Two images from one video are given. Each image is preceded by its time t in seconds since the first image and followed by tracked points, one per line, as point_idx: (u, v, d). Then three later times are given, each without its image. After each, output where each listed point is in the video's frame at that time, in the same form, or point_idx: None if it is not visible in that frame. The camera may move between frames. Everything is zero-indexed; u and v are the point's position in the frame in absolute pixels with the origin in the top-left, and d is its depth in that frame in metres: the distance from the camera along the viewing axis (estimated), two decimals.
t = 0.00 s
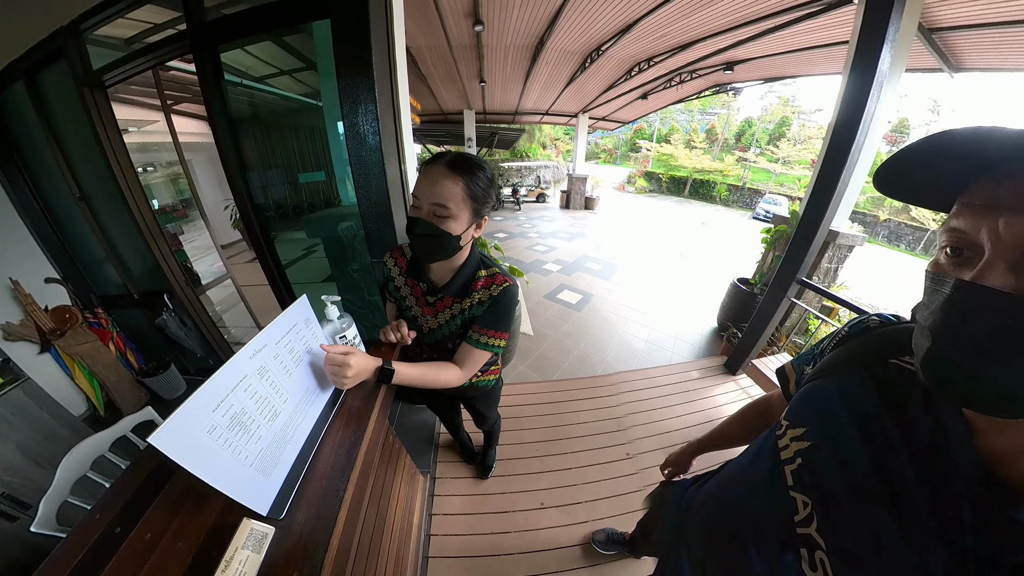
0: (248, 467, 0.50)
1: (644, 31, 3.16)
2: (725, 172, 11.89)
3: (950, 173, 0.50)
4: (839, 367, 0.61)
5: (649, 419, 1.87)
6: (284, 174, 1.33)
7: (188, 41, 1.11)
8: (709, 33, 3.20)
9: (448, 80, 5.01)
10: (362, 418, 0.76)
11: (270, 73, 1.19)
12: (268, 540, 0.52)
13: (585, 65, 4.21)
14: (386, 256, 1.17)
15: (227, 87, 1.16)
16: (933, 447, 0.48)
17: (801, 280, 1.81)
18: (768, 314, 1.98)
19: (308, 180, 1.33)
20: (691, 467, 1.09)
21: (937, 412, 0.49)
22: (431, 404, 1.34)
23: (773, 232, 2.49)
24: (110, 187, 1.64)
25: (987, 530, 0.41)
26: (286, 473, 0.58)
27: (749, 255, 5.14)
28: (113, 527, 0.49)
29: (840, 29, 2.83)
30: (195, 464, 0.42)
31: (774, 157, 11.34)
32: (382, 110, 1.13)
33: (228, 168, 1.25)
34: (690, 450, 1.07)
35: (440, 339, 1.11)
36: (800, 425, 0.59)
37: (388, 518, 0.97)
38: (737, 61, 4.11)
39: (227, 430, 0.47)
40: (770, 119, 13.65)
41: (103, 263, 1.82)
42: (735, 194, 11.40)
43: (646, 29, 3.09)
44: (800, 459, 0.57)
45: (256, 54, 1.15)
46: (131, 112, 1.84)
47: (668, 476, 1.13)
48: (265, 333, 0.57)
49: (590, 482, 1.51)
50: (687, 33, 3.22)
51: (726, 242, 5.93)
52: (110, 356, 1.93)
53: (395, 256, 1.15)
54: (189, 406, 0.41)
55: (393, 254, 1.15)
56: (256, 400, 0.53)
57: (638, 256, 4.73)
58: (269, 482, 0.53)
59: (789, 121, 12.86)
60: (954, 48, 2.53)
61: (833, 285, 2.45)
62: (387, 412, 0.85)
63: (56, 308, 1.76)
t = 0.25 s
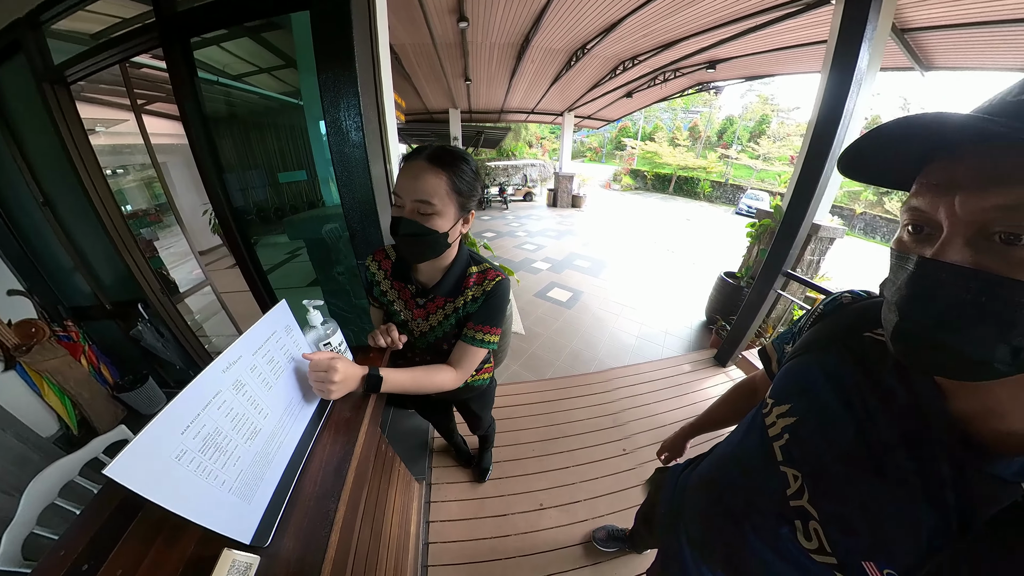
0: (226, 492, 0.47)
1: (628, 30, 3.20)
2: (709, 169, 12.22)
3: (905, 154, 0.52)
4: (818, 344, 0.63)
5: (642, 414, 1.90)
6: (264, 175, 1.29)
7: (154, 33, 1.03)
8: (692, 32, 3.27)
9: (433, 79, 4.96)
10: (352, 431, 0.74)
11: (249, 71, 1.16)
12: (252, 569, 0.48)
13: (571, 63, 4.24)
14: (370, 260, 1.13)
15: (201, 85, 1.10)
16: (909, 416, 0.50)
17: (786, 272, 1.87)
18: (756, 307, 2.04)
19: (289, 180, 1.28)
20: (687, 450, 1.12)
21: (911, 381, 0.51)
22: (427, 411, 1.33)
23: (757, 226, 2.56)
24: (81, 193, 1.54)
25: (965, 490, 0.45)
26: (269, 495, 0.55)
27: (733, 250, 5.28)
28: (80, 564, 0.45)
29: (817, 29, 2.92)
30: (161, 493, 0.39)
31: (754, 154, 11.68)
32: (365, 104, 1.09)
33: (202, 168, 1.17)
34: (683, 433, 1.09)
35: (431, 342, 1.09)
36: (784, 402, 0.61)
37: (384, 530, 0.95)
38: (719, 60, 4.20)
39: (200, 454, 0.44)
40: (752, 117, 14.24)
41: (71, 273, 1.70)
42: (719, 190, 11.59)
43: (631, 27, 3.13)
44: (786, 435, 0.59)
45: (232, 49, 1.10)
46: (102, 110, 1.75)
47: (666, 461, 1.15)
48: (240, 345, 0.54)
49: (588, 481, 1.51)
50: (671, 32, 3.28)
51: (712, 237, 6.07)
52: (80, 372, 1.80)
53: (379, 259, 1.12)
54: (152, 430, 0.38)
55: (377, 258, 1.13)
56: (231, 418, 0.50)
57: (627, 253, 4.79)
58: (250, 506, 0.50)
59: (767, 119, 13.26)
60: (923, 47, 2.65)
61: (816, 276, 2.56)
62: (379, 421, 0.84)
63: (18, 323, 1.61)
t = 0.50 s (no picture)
0: (206, 519, 0.45)
1: (615, 28, 3.23)
2: (694, 165, 12.46)
3: (875, 144, 0.56)
4: (797, 331, 0.67)
5: (635, 411, 1.92)
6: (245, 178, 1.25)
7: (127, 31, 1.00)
8: (677, 32, 3.32)
9: (419, 77, 4.90)
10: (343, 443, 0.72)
11: (229, 70, 1.12)
12: None
13: (558, 62, 4.26)
14: (347, 264, 1.09)
15: (175, 83, 1.06)
16: (882, 396, 0.55)
17: (774, 266, 1.92)
18: (745, 301, 2.08)
19: (270, 181, 1.24)
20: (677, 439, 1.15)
21: (882, 362, 0.57)
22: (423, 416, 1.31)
23: (744, 222, 2.62)
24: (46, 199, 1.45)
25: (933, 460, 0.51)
26: (254, 518, 0.52)
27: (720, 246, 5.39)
28: None
29: (797, 29, 3.01)
30: (129, 523, 0.37)
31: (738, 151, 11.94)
32: (350, 105, 1.05)
33: (179, 173, 1.14)
34: (672, 424, 1.13)
35: (419, 345, 1.08)
36: (768, 388, 0.66)
37: (381, 541, 0.93)
38: (703, 58, 4.28)
39: (175, 480, 0.42)
40: (734, 115, 14.71)
41: (40, 286, 1.57)
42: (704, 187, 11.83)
43: (618, 26, 3.16)
44: (771, 420, 0.65)
45: (211, 48, 1.07)
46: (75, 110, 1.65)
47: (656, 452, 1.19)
48: (216, 361, 0.53)
49: (585, 479, 1.52)
50: (657, 31, 3.33)
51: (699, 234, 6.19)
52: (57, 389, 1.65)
53: (358, 262, 1.08)
54: (117, 457, 0.37)
55: (354, 261, 1.08)
56: (208, 438, 0.48)
57: (616, 251, 4.85)
58: (234, 530, 0.48)
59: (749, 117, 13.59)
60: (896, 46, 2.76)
61: (801, 270, 2.64)
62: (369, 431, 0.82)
63: None
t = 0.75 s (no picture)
0: (186, 547, 0.43)
1: (599, 27, 3.26)
2: (678, 163, 12.71)
3: (843, 133, 0.58)
4: (770, 317, 0.71)
5: (626, 406, 1.95)
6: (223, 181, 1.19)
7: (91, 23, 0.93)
8: (659, 31, 3.38)
9: (403, 76, 4.83)
10: (333, 455, 0.70)
11: (204, 68, 1.06)
12: None
13: (542, 61, 4.26)
14: (324, 270, 1.03)
15: (146, 82, 0.97)
16: (853, 375, 0.58)
17: (758, 259, 1.98)
18: (731, 294, 2.14)
19: (249, 183, 1.20)
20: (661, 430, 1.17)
21: (853, 343, 0.61)
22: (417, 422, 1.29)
23: (728, 217, 2.69)
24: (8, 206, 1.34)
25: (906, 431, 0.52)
26: (236, 543, 0.51)
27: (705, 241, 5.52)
28: None
29: (776, 29, 3.10)
30: (108, 555, 0.35)
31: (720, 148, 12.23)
32: (330, 102, 1.04)
33: (152, 176, 1.05)
34: (655, 414, 1.15)
35: (411, 344, 1.05)
36: (746, 375, 0.69)
37: (377, 551, 0.92)
38: (685, 57, 4.36)
39: (150, 508, 0.40)
40: (716, 113, 15.16)
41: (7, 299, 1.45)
42: (689, 183, 12.07)
43: (602, 25, 3.20)
44: (752, 404, 0.67)
45: (186, 46, 1.01)
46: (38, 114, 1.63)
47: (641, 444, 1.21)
48: (192, 376, 0.52)
49: (581, 476, 1.54)
50: (640, 30, 3.38)
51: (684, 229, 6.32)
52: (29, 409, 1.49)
53: (336, 267, 1.03)
54: (89, 487, 0.34)
55: (333, 266, 1.02)
56: (186, 459, 0.46)
57: (603, 248, 4.90)
58: (216, 557, 0.46)
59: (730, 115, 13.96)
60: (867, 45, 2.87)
61: (783, 263, 2.73)
62: (360, 442, 0.80)
63: None
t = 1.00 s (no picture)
0: (182, 561, 0.42)
1: (584, 27, 3.29)
2: (664, 161, 12.91)
3: (803, 133, 0.62)
4: (741, 309, 0.75)
5: (618, 401, 1.98)
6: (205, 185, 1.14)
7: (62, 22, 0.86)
8: (644, 31, 3.43)
9: (388, 76, 4.76)
10: (327, 461, 0.69)
11: (182, 68, 1.03)
12: None
13: (529, 61, 4.27)
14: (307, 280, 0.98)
15: (120, 82, 0.95)
16: (823, 360, 0.61)
17: (743, 255, 2.03)
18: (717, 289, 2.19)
19: (232, 188, 1.15)
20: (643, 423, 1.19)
21: (820, 330, 0.64)
22: (410, 425, 1.28)
23: (713, 213, 2.76)
24: None
25: (873, 408, 0.56)
26: (231, 557, 0.49)
27: (691, 237, 5.62)
28: None
29: (755, 30, 3.18)
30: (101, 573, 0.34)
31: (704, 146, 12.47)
32: (314, 106, 1.03)
33: (128, 178, 1.01)
34: (636, 407, 1.16)
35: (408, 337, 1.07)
36: (721, 365, 0.72)
37: (374, 558, 0.90)
38: (669, 57, 4.44)
39: (141, 523, 0.39)
40: (701, 112, 15.52)
41: None
42: (675, 181, 12.26)
43: (587, 25, 3.22)
44: (728, 393, 0.70)
45: (161, 45, 0.98)
46: None
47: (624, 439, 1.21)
48: (181, 388, 0.51)
49: (576, 472, 1.55)
50: (625, 30, 3.42)
51: (671, 226, 6.42)
52: None
53: (320, 275, 0.99)
54: (80, 504, 0.34)
55: (316, 275, 0.98)
56: (177, 473, 0.45)
57: (592, 246, 4.94)
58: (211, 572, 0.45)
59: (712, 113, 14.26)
60: (842, 46, 2.97)
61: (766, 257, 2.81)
62: (354, 445, 0.78)
63: None
